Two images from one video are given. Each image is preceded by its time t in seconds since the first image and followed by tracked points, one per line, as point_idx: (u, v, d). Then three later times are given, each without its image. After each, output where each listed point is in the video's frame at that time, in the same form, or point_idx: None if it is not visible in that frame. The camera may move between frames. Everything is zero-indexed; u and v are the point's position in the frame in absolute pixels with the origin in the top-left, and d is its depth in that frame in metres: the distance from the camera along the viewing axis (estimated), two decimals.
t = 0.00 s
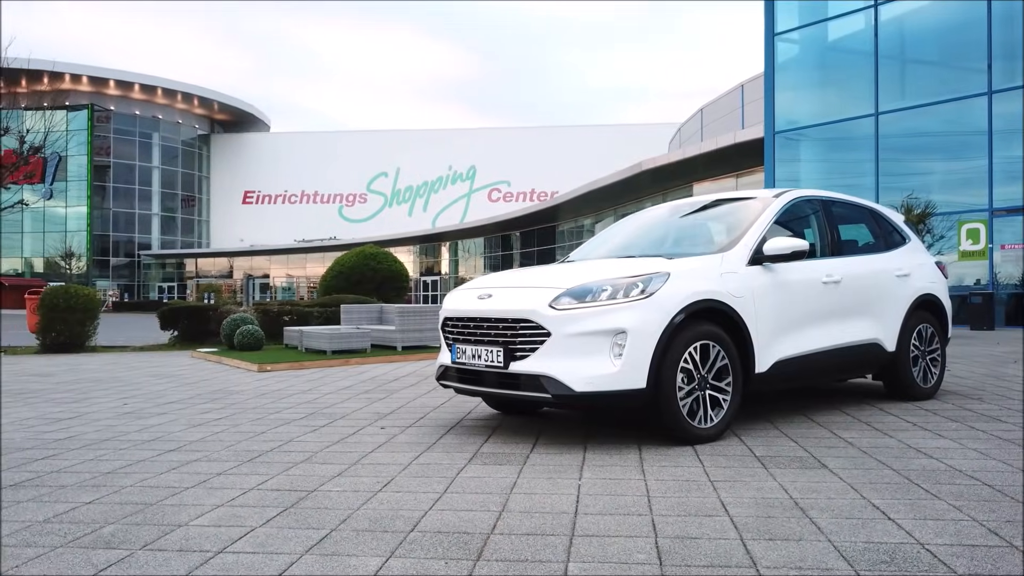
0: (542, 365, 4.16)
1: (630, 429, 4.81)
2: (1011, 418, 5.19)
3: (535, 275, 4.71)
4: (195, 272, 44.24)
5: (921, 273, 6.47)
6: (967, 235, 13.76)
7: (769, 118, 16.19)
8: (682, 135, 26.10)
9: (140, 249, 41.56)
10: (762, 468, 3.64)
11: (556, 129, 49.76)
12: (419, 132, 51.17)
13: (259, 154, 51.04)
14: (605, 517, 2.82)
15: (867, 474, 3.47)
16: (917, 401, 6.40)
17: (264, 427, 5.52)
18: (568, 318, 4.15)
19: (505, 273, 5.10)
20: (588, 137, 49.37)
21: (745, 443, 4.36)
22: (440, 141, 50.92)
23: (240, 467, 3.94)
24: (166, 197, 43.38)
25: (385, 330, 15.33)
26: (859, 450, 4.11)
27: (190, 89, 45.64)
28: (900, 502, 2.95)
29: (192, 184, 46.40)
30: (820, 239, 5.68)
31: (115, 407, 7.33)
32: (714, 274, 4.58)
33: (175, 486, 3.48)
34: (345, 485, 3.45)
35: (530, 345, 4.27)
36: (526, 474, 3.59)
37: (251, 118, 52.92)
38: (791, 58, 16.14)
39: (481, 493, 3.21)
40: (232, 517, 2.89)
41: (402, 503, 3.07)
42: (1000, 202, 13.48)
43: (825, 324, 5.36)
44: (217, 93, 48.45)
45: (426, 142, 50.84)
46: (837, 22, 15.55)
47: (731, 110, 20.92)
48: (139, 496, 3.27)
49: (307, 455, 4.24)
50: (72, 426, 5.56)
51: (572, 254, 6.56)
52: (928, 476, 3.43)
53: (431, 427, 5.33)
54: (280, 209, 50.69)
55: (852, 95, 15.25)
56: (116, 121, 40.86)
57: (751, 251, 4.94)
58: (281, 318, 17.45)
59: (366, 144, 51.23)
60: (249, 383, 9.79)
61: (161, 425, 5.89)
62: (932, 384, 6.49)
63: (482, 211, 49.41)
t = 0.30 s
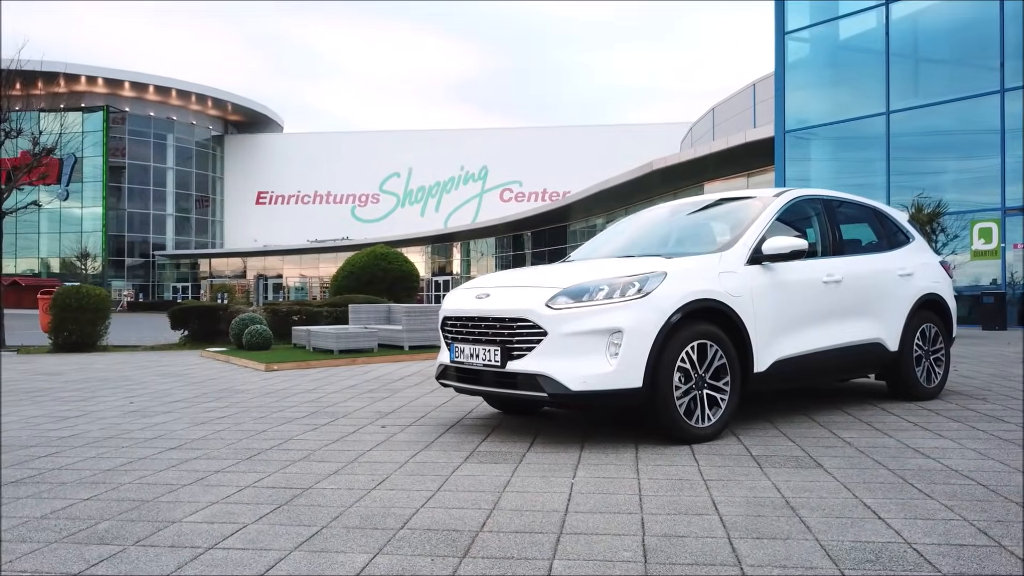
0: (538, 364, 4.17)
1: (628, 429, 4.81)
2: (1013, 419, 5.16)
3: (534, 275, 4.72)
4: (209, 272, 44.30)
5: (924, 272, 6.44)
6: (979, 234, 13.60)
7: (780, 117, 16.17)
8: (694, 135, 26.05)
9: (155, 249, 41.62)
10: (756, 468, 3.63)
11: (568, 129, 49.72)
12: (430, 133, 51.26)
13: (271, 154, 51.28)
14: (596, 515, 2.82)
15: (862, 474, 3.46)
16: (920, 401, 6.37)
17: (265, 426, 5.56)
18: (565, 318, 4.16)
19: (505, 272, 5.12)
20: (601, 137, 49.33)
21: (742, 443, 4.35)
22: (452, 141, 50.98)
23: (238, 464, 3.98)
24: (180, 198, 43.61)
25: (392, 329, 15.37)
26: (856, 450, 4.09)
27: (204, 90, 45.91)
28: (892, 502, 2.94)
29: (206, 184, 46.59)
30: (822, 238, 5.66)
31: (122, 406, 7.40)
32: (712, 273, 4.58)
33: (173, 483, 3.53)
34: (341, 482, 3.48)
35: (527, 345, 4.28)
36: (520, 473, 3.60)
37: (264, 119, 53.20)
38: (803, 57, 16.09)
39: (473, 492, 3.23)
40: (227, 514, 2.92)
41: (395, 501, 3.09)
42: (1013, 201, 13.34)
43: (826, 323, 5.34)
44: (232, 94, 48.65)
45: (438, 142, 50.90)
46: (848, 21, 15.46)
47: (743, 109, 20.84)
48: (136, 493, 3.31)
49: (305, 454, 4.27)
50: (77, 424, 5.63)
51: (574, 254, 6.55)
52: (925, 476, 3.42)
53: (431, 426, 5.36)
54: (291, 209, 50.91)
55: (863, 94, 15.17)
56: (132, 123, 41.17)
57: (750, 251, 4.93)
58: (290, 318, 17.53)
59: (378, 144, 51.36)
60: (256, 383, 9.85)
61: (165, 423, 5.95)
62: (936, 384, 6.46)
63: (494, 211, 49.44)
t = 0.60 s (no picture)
0: (532, 362, 4.18)
1: (625, 428, 4.81)
2: (1012, 418, 5.13)
3: (529, 274, 4.72)
4: (223, 272, 44.88)
5: (926, 271, 6.40)
6: (992, 233, 13.53)
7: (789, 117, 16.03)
8: (706, 134, 25.95)
9: (170, 250, 41.85)
10: (748, 466, 3.64)
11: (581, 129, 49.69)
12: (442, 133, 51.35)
13: (284, 155, 51.51)
14: (582, 513, 2.83)
15: (853, 473, 3.46)
16: (922, 401, 6.33)
17: (265, 424, 5.60)
18: (558, 317, 4.16)
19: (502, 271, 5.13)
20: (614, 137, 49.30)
21: (737, 442, 4.35)
22: (464, 142, 51.03)
23: (234, 461, 4.02)
24: (194, 198, 43.87)
25: (399, 329, 15.41)
26: (851, 449, 4.08)
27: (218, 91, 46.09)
28: (880, 500, 2.93)
29: (220, 185, 46.83)
30: (822, 237, 5.63)
31: (126, 404, 7.46)
32: (708, 273, 4.57)
33: (168, 480, 3.57)
34: (334, 480, 3.50)
35: (521, 343, 4.28)
36: (512, 471, 3.61)
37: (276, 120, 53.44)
38: (813, 56, 15.92)
39: (464, 489, 3.24)
40: (217, 510, 2.96)
41: (384, 498, 3.11)
42: None
43: (826, 323, 5.31)
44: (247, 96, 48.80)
45: (449, 142, 50.95)
46: (858, 19, 15.31)
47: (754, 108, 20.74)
48: (130, 490, 3.35)
49: (301, 451, 4.30)
50: (79, 422, 5.68)
51: (574, 254, 6.52)
52: (918, 476, 3.40)
53: (429, 425, 5.38)
54: (303, 210, 51.14)
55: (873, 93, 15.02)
56: (147, 124, 41.46)
57: (747, 250, 4.92)
58: (299, 317, 17.60)
59: (390, 145, 51.48)
60: (261, 382, 9.90)
61: (167, 421, 6.00)
62: (938, 384, 6.42)
63: (505, 211, 49.49)
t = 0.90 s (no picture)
0: (525, 360, 4.19)
1: (620, 426, 4.81)
2: (1011, 417, 5.11)
3: (523, 272, 4.73)
4: (236, 272, 45.42)
5: (926, 269, 6.37)
6: (1003, 232, 12.97)
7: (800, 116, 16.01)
8: (718, 133, 25.92)
9: (184, 250, 42.06)
10: (738, 463, 3.64)
11: (593, 129, 49.65)
12: (453, 133, 51.41)
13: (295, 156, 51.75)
14: (566, 508, 2.85)
15: (842, 470, 3.46)
16: (922, 399, 6.31)
17: (264, 421, 5.65)
18: (550, 314, 4.18)
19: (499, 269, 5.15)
20: (626, 137, 49.27)
21: (730, 439, 4.35)
22: (476, 142, 51.08)
23: (229, 457, 4.06)
24: (208, 199, 44.11)
25: (406, 328, 15.45)
26: (843, 447, 4.06)
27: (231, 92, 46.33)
28: (866, 497, 2.94)
29: (233, 185, 47.09)
30: (819, 235, 5.61)
31: (130, 402, 7.54)
32: (702, 270, 4.57)
33: (162, 475, 3.61)
34: (326, 475, 3.53)
35: (513, 341, 4.30)
36: (502, 467, 3.63)
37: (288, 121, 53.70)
38: (822, 54, 15.88)
39: (452, 485, 3.26)
40: (206, 504, 2.99)
41: (373, 493, 3.14)
42: None
43: (823, 321, 5.30)
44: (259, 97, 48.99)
45: (461, 142, 51.00)
46: (867, 17, 15.15)
47: (765, 107, 20.67)
48: (123, 485, 3.39)
49: (296, 448, 4.34)
50: (81, 419, 5.75)
51: (570, 253, 6.51)
52: (907, 473, 3.39)
53: (426, 422, 5.41)
54: (314, 210, 51.36)
55: (882, 91, 14.89)
56: (160, 125, 41.75)
57: (742, 248, 4.91)
58: (306, 316, 17.66)
59: (402, 145, 51.60)
60: (266, 380, 9.97)
61: (168, 418, 6.07)
62: (938, 383, 6.39)
63: (517, 211, 49.50)
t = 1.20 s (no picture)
0: (516, 359, 4.22)
1: (613, 425, 4.82)
2: (1008, 417, 5.09)
3: (516, 272, 4.75)
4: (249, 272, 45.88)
5: (925, 268, 6.35)
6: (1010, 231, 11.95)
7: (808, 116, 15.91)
8: (729, 132, 25.84)
9: (196, 250, 42.30)
10: (727, 461, 3.65)
11: (604, 129, 49.57)
12: (463, 133, 51.45)
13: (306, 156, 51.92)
14: (550, 506, 2.86)
15: (829, 469, 3.47)
16: (921, 399, 6.29)
17: (262, 419, 5.69)
18: (542, 313, 4.20)
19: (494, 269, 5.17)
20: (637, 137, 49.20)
21: (722, 438, 4.35)
22: (487, 143, 51.10)
23: (223, 455, 4.10)
24: (220, 200, 44.37)
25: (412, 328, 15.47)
26: (834, 446, 4.06)
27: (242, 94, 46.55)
28: (851, 496, 2.95)
29: (245, 186, 47.32)
30: (816, 234, 5.61)
31: (133, 400, 7.60)
32: (695, 270, 4.58)
33: (155, 472, 3.65)
34: (317, 473, 3.56)
35: (506, 339, 4.32)
36: (492, 465, 3.65)
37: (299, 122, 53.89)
38: (830, 53, 15.79)
39: (440, 483, 3.28)
40: (196, 501, 3.03)
41: (362, 490, 3.17)
42: None
43: (818, 320, 5.29)
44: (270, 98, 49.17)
45: (471, 142, 51.00)
46: (876, 16, 15.07)
47: (775, 107, 20.59)
48: (116, 481, 3.44)
49: (290, 446, 4.37)
50: (82, 417, 5.81)
51: (568, 251, 6.48)
52: (894, 472, 3.39)
53: (422, 420, 5.44)
54: (325, 210, 51.53)
55: (890, 90, 14.78)
56: (173, 127, 42.03)
57: (736, 247, 4.92)
58: (313, 316, 17.72)
59: (412, 146, 51.66)
60: (271, 379, 10.02)
61: (168, 416, 6.12)
62: (938, 382, 6.36)
63: (528, 211, 49.51)
